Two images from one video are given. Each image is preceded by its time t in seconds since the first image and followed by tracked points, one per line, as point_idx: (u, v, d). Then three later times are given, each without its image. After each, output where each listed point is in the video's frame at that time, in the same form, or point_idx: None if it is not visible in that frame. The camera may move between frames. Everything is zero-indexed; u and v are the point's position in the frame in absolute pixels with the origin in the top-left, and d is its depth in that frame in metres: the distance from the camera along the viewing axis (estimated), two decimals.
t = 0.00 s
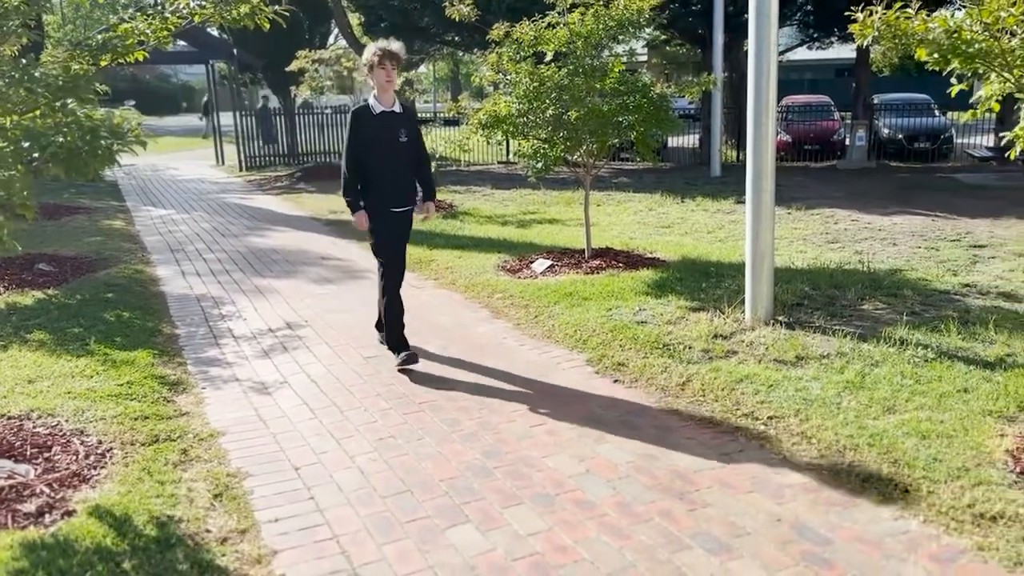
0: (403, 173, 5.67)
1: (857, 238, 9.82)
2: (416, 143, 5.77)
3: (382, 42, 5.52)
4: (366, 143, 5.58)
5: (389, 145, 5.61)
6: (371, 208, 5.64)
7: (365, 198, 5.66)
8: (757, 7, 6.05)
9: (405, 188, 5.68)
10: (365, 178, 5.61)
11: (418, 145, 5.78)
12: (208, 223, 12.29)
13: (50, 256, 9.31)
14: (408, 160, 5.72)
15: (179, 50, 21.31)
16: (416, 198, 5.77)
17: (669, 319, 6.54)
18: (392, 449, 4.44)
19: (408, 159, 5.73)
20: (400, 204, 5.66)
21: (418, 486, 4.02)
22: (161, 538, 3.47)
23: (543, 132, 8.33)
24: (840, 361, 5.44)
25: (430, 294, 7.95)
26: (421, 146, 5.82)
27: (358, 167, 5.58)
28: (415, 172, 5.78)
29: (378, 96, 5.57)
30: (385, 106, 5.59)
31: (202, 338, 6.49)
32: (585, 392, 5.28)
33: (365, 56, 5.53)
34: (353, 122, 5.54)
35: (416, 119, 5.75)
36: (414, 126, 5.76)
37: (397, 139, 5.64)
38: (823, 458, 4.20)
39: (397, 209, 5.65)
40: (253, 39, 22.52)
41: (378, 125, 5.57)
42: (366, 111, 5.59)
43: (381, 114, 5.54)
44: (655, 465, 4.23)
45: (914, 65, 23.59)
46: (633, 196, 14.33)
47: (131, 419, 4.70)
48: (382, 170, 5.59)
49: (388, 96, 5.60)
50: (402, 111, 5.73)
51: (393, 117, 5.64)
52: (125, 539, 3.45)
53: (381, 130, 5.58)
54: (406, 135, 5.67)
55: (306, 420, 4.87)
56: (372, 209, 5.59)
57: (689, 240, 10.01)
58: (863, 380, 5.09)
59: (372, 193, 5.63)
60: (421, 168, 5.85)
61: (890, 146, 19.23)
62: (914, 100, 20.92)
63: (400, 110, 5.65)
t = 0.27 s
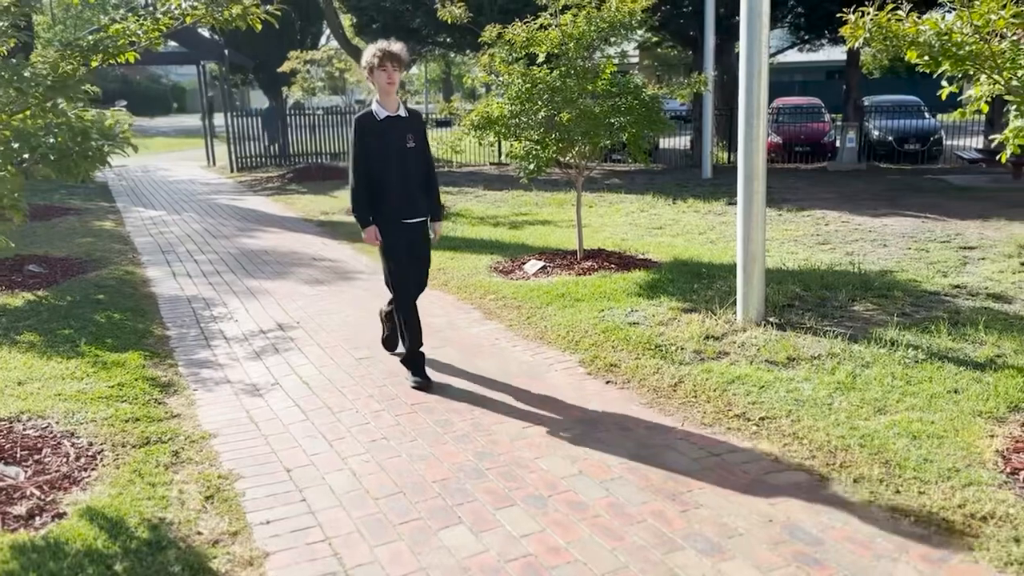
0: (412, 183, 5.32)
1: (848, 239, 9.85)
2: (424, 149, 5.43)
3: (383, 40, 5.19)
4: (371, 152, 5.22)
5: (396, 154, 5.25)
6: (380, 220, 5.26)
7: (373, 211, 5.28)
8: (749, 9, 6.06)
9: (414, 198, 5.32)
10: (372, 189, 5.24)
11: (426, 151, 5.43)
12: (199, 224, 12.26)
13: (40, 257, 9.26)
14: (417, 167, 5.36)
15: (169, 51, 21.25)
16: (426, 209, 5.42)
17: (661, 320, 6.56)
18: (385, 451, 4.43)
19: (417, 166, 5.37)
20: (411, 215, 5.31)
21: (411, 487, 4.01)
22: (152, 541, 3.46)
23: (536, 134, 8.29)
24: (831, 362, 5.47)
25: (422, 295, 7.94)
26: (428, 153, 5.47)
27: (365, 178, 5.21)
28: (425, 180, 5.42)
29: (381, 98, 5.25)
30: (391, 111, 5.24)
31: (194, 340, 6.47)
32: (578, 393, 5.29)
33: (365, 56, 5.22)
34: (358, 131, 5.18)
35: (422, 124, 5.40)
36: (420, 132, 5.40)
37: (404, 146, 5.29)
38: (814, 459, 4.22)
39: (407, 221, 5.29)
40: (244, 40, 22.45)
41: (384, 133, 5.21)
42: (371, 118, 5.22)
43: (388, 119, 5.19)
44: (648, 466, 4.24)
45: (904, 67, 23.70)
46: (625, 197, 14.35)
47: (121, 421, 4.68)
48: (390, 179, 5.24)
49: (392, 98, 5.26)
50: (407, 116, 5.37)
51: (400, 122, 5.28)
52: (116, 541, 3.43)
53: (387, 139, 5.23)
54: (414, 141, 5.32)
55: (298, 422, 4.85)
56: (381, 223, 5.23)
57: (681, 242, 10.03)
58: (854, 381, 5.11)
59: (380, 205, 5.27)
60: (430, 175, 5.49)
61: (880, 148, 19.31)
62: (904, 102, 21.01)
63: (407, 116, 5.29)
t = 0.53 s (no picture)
0: (418, 180, 5.08)
1: (839, 241, 9.89)
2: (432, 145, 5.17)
3: (388, 31, 4.98)
4: (376, 147, 4.99)
5: (402, 149, 5.01)
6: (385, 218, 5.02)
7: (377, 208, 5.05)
8: (740, 11, 6.08)
9: (420, 197, 5.08)
10: (377, 185, 5.01)
11: (434, 147, 5.18)
12: (189, 225, 12.21)
13: (29, 258, 9.21)
14: (424, 163, 5.11)
15: (159, 52, 21.16)
16: (433, 209, 5.18)
17: (653, 321, 6.56)
18: (376, 453, 4.43)
19: (425, 163, 5.12)
20: (415, 215, 5.07)
21: (403, 489, 4.00)
22: (143, 543, 3.44)
23: (528, 135, 8.28)
24: (821, 363, 5.48)
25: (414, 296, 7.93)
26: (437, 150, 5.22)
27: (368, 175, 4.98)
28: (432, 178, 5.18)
29: (387, 92, 4.99)
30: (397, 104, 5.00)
31: (184, 342, 6.44)
32: (570, 395, 5.28)
33: (370, 48, 4.99)
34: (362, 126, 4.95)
35: (430, 119, 5.15)
36: (428, 127, 5.15)
37: (411, 141, 5.04)
38: (805, 460, 4.23)
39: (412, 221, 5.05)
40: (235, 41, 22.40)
41: (389, 128, 4.98)
42: (376, 112, 4.99)
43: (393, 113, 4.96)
44: (640, 467, 4.24)
45: (894, 70, 23.81)
46: (617, 198, 14.37)
47: (111, 424, 4.65)
48: (396, 175, 5.00)
49: (398, 91, 5.01)
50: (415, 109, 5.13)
51: (407, 116, 5.04)
52: (107, 544, 3.41)
53: (393, 134, 4.99)
54: (421, 136, 5.08)
55: (289, 424, 4.83)
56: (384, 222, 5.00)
57: (673, 243, 10.04)
58: (845, 382, 5.12)
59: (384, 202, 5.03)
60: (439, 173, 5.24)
61: (870, 150, 19.39)
62: (894, 105, 21.11)
63: (414, 110, 5.05)
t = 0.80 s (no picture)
0: (429, 196, 4.72)
1: (827, 242, 9.93)
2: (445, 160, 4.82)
3: (403, 36, 4.64)
4: (384, 159, 4.65)
5: (414, 162, 4.67)
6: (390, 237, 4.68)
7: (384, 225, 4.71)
8: (730, 14, 6.09)
9: (431, 214, 4.71)
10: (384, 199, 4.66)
11: (447, 161, 4.83)
12: (179, 227, 12.17)
13: (17, 260, 9.16)
14: (435, 179, 4.76)
15: (149, 53, 21.10)
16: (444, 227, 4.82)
17: (643, 322, 6.58)
18: (366, 455, 4.42)
19: (436, 178, 4.77)
20: (424, 234, 4.71)
21: (393, 492, 4.00)
22: (131, 546, 3.43)
23: (518, 137, 8.29)
24: (811, 363, 5.51)
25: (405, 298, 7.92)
26: (450, 165, 4.86)
27: (376, 189, 4.64)
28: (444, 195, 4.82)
29: (398, 101, 4.65)
30: (408, 114, 4.65)
31: (173, 344, 6.41)
32: (562, 396, 5.29)
33: (383, 53, 4.65)
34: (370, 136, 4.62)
35: (445, 131, 4.79)
36: (443, 139, 4.79)
37: (423, 155, 4.69)
38: (795, 460, 4.24)
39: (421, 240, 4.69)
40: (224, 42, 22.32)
41: (399, 139, 4.63)
42: (385, 121, 4.65)
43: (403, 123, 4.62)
44: (632, 468, 4.24)
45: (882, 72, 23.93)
46: (607, 200, 14.38)
47: (100, 426, 4.63)
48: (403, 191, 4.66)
49: (411, 100, 4.66)
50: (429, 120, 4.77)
51: (419, 126, 4.68)
52: (95, 548, 3.40)
53: (404, 145, 4.64)
54: (433, 149, 4.72)
55: (278, 426, 4.82)
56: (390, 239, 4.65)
57: (663, 245, 10.06)
58: (834, 383, 5.14)
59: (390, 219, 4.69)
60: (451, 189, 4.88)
61: (859, 152, 19.47)
62: (882, 107, 21.21)
63: (427, 121, 4.70)
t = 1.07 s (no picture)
0: (440, 197, 4.46)
1: (817, 244, 9.96)
2: (459, 157, 4.54)
3: (424, 24, 4.42)
4: (392, 155, 4.39)
5: (423, 160, 4.40)
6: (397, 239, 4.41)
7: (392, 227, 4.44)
8: (719, 17, 6.11)
9: (439, 214, 4.44)
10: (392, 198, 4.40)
11: (461, 158, 4.55)
12: (167, 229, 12.12)
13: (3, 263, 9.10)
14: (447, 178, 4.49)
15: (137, 54, 21.02)
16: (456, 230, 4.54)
17: (633, 324, 6.58)
18: (357, 458, 4.40)
19: (449, 177, 4.49)
20: (434, 237, 4.43)
21: (384, 495, 3.99)
22: (120, 551, 3.41)
23: (509, 139, 8.29)
24: (800, 365, 5.52)
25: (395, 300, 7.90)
26: (464, 164, 4.57)
27: (382, 185, 4.38)
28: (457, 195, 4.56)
29: (411, 92, 4.41)
30: (420, 109, 4.39)
31: (162, 347, 6.38)
32: (552, 398, 5.29)
33: (401, 41, 4.44)
34: (377, 129, 4.36)
35: (459, 128, 4.52)
36: (456, 134, 4.52)
37: (435, 152, 4.42)
38: (784, 462, 4.25)
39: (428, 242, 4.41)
40: (213, 43, 22.25)
41: (408, 134, 4.36)
42: (394, 115, 4.39)
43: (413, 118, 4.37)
44: (622, 470, 4.24)
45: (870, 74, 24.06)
46: (597, 202, 14.40)
47: (87, 430, 4.60)
48: (412, 190, 4.39)
49: (425, 93, 4.40)
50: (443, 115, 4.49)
51: (431, 121, 4.41)
52: (82, 552, 3.38)
53: (414, 141, 4.37)
54: (446, 146, 4.44)
55: (268, 429, 4.80)
56: (394, 239, 4.39)
57: (653, 246, 10.08)
58: (823, 384, 5.16)
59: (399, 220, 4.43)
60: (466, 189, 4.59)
61: (848, 154, 19.56)
62: (870, 109, 21.32)
63: (439, 116, 4.43)
